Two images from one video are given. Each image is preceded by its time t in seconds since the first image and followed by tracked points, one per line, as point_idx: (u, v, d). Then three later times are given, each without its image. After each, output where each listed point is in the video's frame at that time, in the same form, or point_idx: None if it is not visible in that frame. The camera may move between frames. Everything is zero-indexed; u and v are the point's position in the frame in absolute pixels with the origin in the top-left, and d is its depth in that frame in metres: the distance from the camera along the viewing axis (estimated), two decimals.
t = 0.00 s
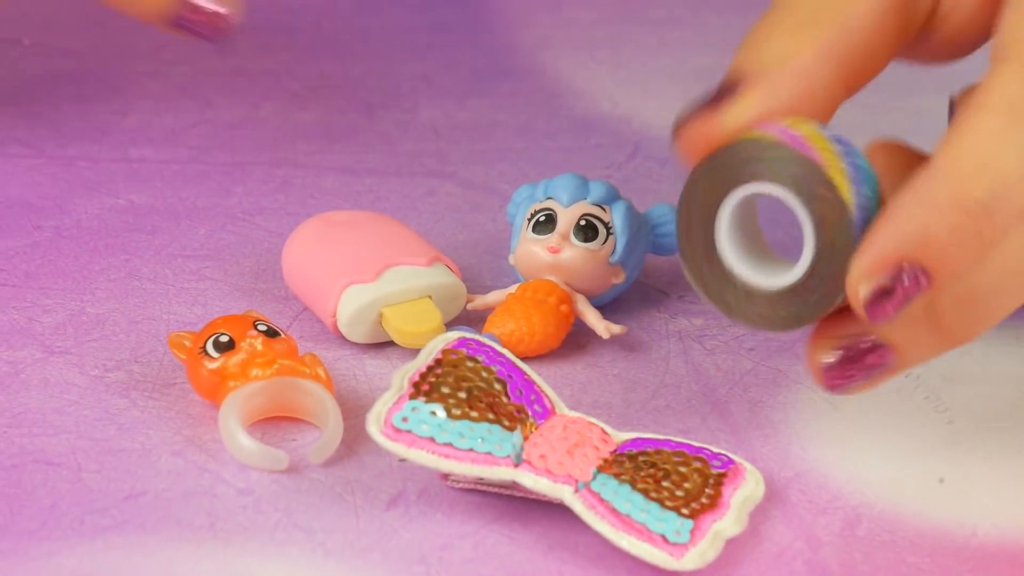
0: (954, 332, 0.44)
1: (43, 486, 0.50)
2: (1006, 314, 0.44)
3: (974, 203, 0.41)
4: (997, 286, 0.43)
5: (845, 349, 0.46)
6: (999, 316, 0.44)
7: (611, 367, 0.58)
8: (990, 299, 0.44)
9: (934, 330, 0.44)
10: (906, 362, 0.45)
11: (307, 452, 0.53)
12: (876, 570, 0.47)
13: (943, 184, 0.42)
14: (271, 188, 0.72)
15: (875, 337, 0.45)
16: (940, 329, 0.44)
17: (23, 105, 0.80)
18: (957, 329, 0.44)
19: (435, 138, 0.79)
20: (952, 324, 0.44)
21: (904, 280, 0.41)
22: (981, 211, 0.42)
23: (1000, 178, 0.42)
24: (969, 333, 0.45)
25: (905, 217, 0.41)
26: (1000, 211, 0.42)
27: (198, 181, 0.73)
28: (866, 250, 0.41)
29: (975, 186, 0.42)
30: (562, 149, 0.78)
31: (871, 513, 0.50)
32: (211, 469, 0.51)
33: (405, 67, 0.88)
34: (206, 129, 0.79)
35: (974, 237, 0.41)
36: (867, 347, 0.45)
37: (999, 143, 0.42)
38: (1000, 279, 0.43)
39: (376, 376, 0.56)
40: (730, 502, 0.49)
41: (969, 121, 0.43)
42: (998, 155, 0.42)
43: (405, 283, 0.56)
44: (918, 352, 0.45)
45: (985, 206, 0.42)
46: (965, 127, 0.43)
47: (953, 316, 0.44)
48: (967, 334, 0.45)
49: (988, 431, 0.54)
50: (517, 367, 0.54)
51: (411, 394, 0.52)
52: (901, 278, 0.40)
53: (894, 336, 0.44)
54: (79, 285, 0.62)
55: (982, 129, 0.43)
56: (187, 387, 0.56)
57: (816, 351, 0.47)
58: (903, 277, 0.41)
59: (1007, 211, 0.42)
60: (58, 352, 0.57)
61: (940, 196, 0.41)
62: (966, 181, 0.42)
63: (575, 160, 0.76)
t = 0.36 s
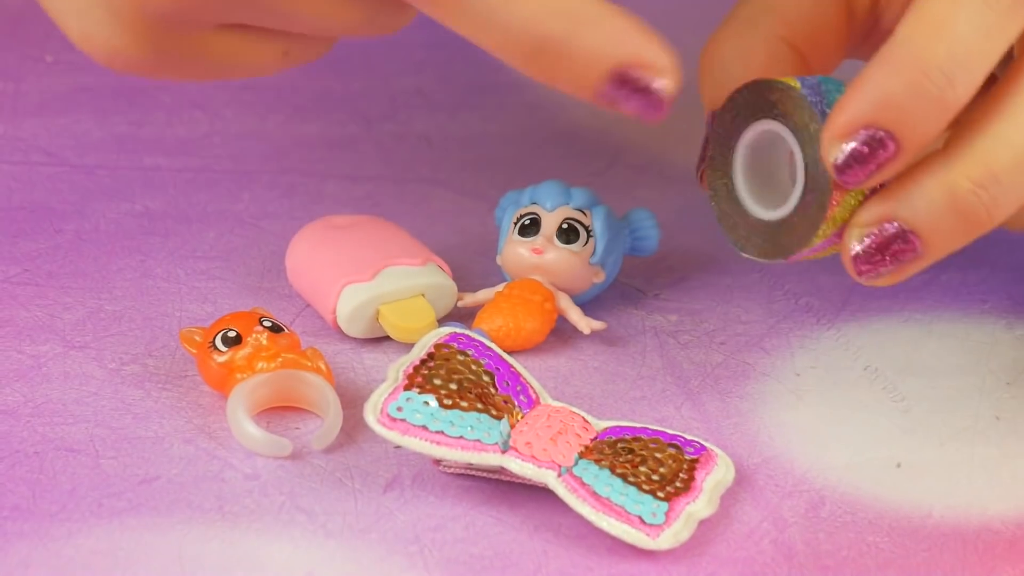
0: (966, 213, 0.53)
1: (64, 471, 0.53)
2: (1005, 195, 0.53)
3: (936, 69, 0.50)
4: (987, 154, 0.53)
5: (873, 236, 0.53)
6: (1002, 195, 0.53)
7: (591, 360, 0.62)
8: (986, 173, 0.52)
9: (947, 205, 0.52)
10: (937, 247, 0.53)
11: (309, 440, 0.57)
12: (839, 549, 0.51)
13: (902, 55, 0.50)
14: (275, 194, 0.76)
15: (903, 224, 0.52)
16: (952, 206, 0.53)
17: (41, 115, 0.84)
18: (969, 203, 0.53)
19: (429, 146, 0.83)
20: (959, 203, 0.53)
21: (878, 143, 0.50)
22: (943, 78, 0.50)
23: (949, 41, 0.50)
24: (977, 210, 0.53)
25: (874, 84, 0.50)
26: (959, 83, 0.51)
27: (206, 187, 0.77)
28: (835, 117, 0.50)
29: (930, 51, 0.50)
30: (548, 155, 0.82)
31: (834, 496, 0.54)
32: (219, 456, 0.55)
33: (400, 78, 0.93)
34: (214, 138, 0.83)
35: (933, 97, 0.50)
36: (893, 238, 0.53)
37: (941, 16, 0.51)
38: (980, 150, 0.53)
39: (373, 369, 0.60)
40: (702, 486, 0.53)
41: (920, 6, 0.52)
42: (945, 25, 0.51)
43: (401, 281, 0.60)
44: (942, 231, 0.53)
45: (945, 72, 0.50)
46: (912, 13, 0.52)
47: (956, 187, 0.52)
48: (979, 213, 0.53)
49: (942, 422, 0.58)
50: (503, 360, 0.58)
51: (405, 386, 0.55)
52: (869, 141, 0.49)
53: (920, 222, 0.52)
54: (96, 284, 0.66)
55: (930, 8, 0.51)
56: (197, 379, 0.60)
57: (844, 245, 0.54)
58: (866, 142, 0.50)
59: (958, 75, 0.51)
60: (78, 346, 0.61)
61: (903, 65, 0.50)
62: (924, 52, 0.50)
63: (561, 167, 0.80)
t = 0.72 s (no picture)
0: (908, 215, 0.50)
1: (57, 472, 0.54)
2: (950, 201, 0.51)
3: (913, 73, 0.47)
4: (940, 161, 0.49)
5: (824, 240, 0.51)
6: (944, 201, 0.50)
7: (579, 361, 0.62)
8: (934, 178, 0.50)
9: (890, 207, 0.50)
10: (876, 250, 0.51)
11: (301, 441, 0.57)
12: (826, 549, 0.51)
13: (885, 53, 0.47)
14: (267, 198, 0.77)
15: (855, 232, 0.50)
16: (898, 206, 0.50)
17: (36, 120, 0.85)
18: (914, 204, 0.50)
19: (418, 150, 0.83)
20: (903, 207, 0.50)
21: (839, 129, 0.49)
22: (917, 84, 0.47)
23: (937, 51, 0.46)
24: (923, 217, 0.51)
25: (852, 77, 0.47)
26: (931, 91, 0.47)
27: (199, 191, 0.77)
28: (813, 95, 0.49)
29: (912, 56, 0.46)
30: (537, 157, 0.82)
31: (820, 496, 0.54)
32: (211, 457, 0.56)
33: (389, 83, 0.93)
34: (207, 142, 0.84)
35: (903, 101, 0.47)
36: (838, 242, 0.51)
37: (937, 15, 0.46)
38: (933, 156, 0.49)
39: (364, 370, 0.61)
40: (690, 486, 0.54)
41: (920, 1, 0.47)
42: (935, 31, 0.46)
43: (391, 284, 0.61)
44: (882, 234, 0.50)
45: (923, 80, 0.47)
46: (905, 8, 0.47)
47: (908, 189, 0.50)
48: (919, 220, 0.51)
49: (927, 422, 0.59)
50: (493, 362, 0.59)
51: (395, 387, 0.56)
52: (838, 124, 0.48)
53: (871, 223, 0.50)
54: (90, 288, 0.66)
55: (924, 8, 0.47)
56: (190, 381, 0.60)
57: (796, 249, 0.53)
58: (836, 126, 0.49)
59: (937, 85, 0.47)
60: (71, 349, 0.61)
61: (881, 63, 0.47)
62: (908, 53, 0.46)
63: (549, 169, 0.81)
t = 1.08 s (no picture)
0: (897, 236, 0.53)
1: (52, 474, 0.54)
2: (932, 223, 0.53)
3: (843, 88, 0.50)
4: (922, 176, 0.53)
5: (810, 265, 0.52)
6: (928, 222, 0.53)
7: (575, 364, 0.62)
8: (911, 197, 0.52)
9: (874, 228, 0.52)
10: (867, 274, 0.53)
11: (296, 444, 0.57)
12: (821, 552, 0.51)
13: (809, 79, 0.50)
14: (264, 201, 0.77)
15: (838, 253, 0.52)
16: (886, 227, 0.52)
17: (33, 123, 0.85)
18: (897, 226, 0.52)
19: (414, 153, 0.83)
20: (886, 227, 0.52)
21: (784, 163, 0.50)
22: (850, 97, 0.50)
23: (865, 70, 0.50)
24: (908, 237, 0.53)
25: (781, 110, 0.50)
26: (869, 112, 0.50)
27: (196, 194, 0.77)
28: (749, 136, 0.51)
29: (840, 71, 0.50)
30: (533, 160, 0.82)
31: (815, 498, 0.54)
32: (207, 460, 0.56)
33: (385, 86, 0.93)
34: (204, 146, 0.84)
35: (841, 121, 0.50)
36: (831, 261, 0.52)
37: (858, 39, 0.50)
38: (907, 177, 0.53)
39: (359, 373, 0.61)
40: (685, 489, 0.54)
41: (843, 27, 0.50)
42: (860, 52, 0.50)
43: (386, 286, 0.61)
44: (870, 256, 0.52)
45: (855, 95, 0.50)
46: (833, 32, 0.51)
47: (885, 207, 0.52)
48: (907, 240, 0.53)
49: (922, 425, 0.58)
50: (488, 365, 0.59)
51: (390, 390, 0.56)
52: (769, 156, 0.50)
53: (854, 249, 0.52)
54: (85, 290, 0.66)
55: (846, 29, 0.50)
56: (185, 383, 0.60)
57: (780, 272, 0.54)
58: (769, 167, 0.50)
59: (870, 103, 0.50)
60: (67, 352, 0.61)
61: (813, 83, 0.50)
62: (835, 74, 0.50)
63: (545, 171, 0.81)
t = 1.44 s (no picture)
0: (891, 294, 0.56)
1: (50, 479, 0.54)
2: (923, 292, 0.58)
3: (953, 160, 0.50)
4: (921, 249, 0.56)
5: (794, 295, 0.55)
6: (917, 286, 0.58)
7: (572, 368, 0.62)
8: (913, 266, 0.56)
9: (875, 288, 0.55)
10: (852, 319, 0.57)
11: (294, 448, 0.57)
12: (819, 556, 0.51)
13: (922, 144, 0.51)
14: (261, 205, 0.77)
15: (830, 297, 0.55)
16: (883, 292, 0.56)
17: (31, 128, 0.85)
18: (891, 284, 0.56)
19: (409, 157, 0.83)
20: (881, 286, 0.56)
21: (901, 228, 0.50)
22: (958, 172, 0.51)
23: (970, 154, 0.51)
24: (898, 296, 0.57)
25: (903, 176, 0.50)
26: (965, 184, 0.51)
27: (193, 198, 0.77)
28: (868, 197, 0.49)
29: (947, 146, 0.51)
30: (529, 164, 0.82)
31: (812, 502, 0.54)
32: (204, 464, 0.56)
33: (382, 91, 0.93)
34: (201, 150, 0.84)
35: (948, 195, 0.51)
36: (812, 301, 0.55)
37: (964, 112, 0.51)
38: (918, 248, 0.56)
39: (357, 377, 0.61)
40: (683, 493, 0.54)
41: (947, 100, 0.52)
42: (961, 124, 0.51)
43: (384, 291, 0.61)
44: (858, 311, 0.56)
45: (961, 171, 0.51)
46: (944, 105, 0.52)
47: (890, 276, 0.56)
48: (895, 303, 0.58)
49: (921, 429, 0.58)
50: (485, 369, 0.59)
51: (387, 394, 0.56)
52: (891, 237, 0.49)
53: (846, 292, 0.55)
54: (82, 295, 0.66)
55: (954, 108, 0.52)
56: (183, 388, 0.60)
57: (764, 300, 0.56)
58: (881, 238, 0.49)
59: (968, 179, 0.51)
60: (64, 356, 0.61)
61: (930, 158, 0.50)
62: (941, 142, 0.51)
63: (542, 175, 0.81)
